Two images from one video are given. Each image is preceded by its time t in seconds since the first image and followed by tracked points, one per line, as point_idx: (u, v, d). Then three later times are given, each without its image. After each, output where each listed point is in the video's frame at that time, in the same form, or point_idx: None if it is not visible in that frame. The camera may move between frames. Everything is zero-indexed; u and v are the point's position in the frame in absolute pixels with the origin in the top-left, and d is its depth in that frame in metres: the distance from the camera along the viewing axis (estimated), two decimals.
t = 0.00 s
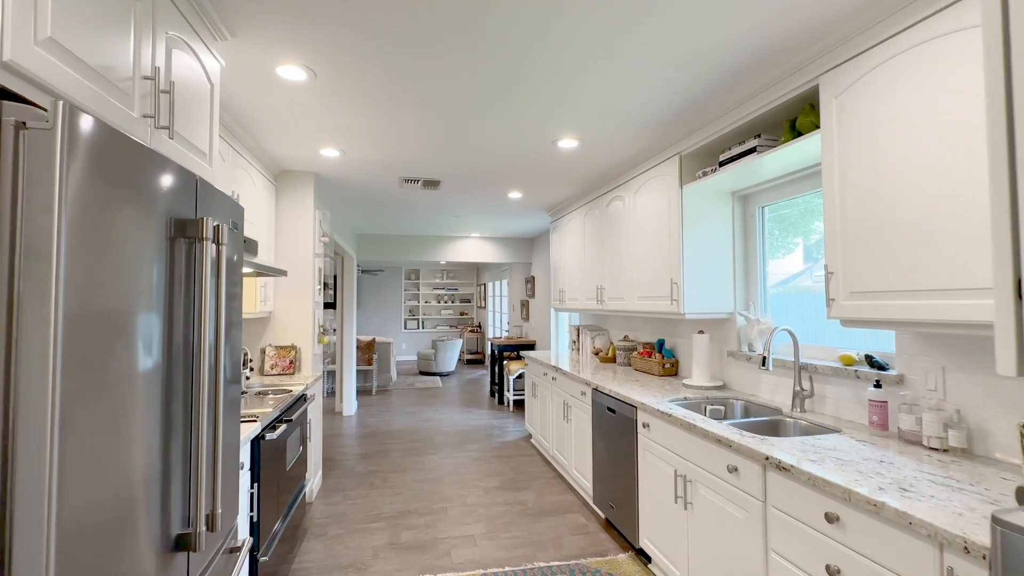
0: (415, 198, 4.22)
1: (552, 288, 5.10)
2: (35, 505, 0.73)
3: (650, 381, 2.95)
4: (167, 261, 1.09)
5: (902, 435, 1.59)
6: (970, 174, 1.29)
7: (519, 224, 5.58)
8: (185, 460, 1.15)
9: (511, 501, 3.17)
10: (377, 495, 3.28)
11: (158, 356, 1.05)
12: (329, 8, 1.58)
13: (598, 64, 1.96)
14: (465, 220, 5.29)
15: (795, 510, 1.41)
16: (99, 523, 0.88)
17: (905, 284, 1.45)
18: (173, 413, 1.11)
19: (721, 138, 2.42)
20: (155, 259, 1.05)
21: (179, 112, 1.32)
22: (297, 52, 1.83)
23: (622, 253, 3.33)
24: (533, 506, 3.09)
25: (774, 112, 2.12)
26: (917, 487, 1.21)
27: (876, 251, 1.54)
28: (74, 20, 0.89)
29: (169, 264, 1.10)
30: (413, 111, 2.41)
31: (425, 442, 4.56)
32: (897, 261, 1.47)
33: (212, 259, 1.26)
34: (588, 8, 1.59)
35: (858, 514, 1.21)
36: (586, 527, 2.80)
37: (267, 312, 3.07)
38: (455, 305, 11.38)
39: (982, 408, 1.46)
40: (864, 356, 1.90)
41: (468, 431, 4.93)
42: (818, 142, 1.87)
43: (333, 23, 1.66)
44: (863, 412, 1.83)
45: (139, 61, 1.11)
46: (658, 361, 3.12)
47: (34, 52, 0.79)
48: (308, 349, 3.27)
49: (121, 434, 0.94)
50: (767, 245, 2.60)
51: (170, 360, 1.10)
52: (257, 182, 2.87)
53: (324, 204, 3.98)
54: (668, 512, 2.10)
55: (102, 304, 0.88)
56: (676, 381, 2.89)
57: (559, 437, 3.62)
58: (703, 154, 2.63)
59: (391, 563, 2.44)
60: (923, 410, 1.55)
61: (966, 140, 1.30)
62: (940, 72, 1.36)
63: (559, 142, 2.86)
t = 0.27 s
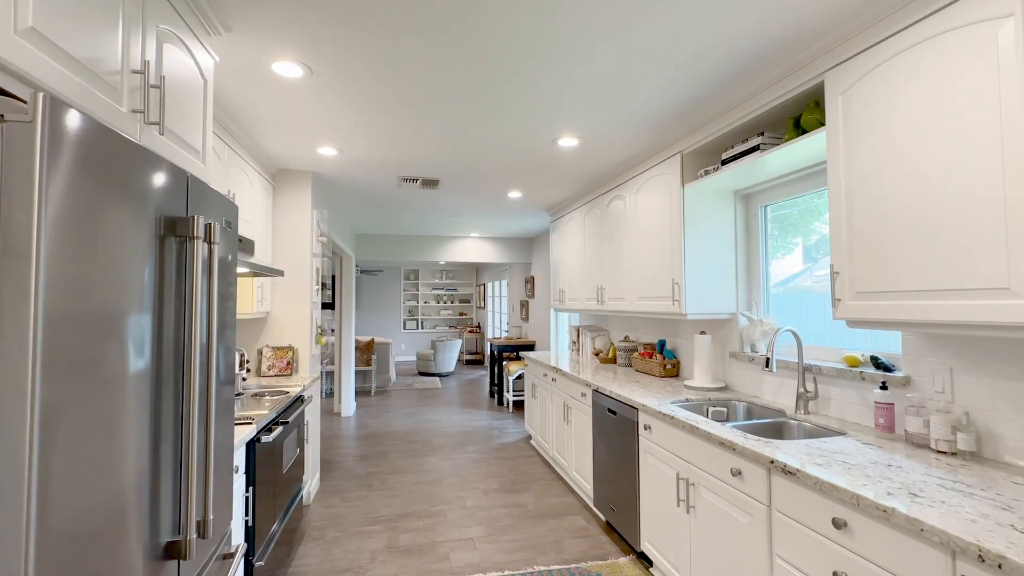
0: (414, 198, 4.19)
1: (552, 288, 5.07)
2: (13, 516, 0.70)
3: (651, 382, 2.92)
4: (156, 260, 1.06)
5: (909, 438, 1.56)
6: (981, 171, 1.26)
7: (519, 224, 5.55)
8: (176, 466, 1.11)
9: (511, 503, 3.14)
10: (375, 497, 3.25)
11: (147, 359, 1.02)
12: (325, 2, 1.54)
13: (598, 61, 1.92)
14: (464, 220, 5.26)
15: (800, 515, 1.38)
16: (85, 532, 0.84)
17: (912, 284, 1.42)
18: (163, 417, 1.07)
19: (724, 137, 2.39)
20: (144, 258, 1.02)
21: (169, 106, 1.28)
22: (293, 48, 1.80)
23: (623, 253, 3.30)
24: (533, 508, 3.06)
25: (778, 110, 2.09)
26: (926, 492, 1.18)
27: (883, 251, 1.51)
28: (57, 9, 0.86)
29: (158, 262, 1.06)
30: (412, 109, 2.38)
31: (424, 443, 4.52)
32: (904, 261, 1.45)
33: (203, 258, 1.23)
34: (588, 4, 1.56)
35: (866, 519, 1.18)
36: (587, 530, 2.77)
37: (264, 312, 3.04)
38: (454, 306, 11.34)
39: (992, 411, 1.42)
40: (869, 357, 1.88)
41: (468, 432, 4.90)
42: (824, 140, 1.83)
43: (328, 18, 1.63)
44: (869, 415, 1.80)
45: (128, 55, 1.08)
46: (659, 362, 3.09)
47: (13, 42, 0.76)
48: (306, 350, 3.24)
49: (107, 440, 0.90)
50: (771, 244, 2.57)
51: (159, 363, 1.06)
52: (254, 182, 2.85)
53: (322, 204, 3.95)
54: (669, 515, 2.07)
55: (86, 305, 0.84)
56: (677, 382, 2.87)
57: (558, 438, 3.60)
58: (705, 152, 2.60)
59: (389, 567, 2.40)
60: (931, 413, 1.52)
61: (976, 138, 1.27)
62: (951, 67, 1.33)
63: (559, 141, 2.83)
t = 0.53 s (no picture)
0: (413, 197, 4.16)
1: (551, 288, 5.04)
2: None
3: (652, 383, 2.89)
4: (143, 258, 1.02)
5: (917, 441, 1.53)
6: (994, 168, 1.23)
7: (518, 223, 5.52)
8: (165, 471, 1.08)
9: (510, 505, 3.10)
10: (373, 499, 3.21)
11: (134, 360, 0.99)
12: None
13: (601, 57, 1.89)
14: (463, 220, 5.23)
15: (807, 519, 1.35)
16: (63, 542, 0.81)
17: (921, 283, 1.39)
18: (151, 421, 1.04)
19: (726, 134, 2.35)
20: (130, 256, 0.98)
21: (158, 101, 1.24)
22: (289, 43, 1.77)
23: (624, 252, 3.27)
24: (532, 510, 3.03)
25: (780, 108, 2.06)
26: (937, 497, 1.15)
27: (891, 249, 1.48)
28: None
29: (146, 261, 1.03)
30: (410, 106, 2.34)
31: (423, 444, 4.49)
32: (912, 260, 1.42)
33: (194, 256, 1.19)
34: None
35: (876, 525, 1.15)
36: (587, 533, 2.74)
37: (260, 312, 3.00)
38: (453, 306, 11.31)
39: (1002, 413, 1.39)
40: (875, 358, 1.85)
41: (467, 433, 4.86)
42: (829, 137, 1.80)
43: (323, 12, 1.59)
44: (874, 416, 1.77)
45: (114, 47, 1.05)
46: (660, 362, 3.05)
47: None
48: (303, 350, 3.20)
49: (90, 446, 0.87)
50: (773, 244, 2.54)
51: (147, 365, 1.02)
52: (250, 180, 2.81)
53: (320, 204, 3.92)
54: (672, 518, 2.04)
55: (64, 305, 0.81)
56: (679, 383, 2.83)
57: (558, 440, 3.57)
58: (707, 150, 2.57)
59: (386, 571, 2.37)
60: (940, 415, 1.48)
61: (989, 133, 1.24)
62: (963, 61, 1.30)
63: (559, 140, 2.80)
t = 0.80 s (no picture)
0: (412, 197, 4.13)
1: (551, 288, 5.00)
2: None
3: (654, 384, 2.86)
4: (131, 256, 0.99)
5: (925, 443, 1.50)
6: (1007, 165, 1.19)
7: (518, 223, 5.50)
8: (154, 477, 1.04)
9: (510, 508, 3.07)
10: (371, 502, 3.18)
11: (122, 362, 0.95)
12: None
13: (604, 52, 1.86)
14: (462, 219, 5.20)
15: (813, 524, 1.32)
16: (46, 552, 0.77)
17: (931, 283, 1.36)
18: (140, 424, 1.00)
19: (729, 132, 2.32)
20: (117, 255, 0.94)
21: (148, 96, 1.21)
22: (285, 38, 1.73)
23: (624, 252, 3.24)
24: (532, 513, 2.99)
25: (784, 104, 2.03)
26: (949, 502, 1.12)
27: (900, 248, 1.44)
28: None
29: (133, 259, 0.99)
30: (410, 104, 2.31)
31: (422, 445, 4.46)
32: (921, 259, 1.39)
33: (185, 254, 1.15)
34: None
35: (886, 531, 1.12)
36: (588, 536, 2.70)
37: (257, 312, 2.97)
38: (453, 306, 11.28)
39: (1013, 415, 1.36)
40: (881, 359, 1.81)
41: (466, 434, 4.83)
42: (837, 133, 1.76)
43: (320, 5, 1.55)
44: (881, 419, 1.74)
45: (101, 39, 1.01)
46: (661, 363, 3.02)
47: None
48: (301, 350, 3.16)
49: (74, 452, 0.83)
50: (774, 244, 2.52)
51: (135, 366, 0.99)
52: (246, 179, 2.78)
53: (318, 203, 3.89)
54: (674, 522, 2.00)
55: (43, 304, 0.77)
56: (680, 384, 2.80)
57: (558, 441, 3.54)
58: (709, 148, 2.54)
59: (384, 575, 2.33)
60: (949, 417, 1.45)
61: (1001, 129, 1.21)
62: (974, 55, 1.27)
63: (559, 138, 2.76)
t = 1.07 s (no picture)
0: (410, 196, 4.10)
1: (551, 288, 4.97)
2: None
3: (655, 385, 2.83)
4: (117, 255, 0.95)
5: (934, 447, 1.47)
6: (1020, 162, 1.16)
7: (518, 223, 5.47)
8: (143, 483, 1.01)
9: (510, 510, 3.04)
10: (369, 504, 3.14)
11: (108, 365, 0.92)
12: None
13: (605, 49, 1.82)
14: (461, 219, 5.17)
15: (821, 530, 1.29)
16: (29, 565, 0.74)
17: (942, 283, 1.32)
18: (127, 430, 0.97)
19: (731, 130, 2.29)
20: (102, 253, 0.91)
21: (137, 91, 1.18)
22: (280, 33, 1.69)
23: (625, 252, 3.21)
24: (532, 516, 2.96)
25: (788, 101, 2.00)
26: (963, 509, 1.09)
27: (910, 248, 1.41)
28: None
29: (120, 258, 0.95)
30: (408, 102, 2.28)
31: (421, 447, 4.42)
32: (930, 259, 1.36)
33: (175, 254, 1.12)
34: None
35: (898, 538, 1.09)
36: (589, 539, 2.67)
37: (254, 312, 2.93)
38: (452, 306, 11.26)
39: None
40: (888, 360, 1.78)
41: (466, 435, 4.80)
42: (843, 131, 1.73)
43: None
44: (888, 421, 1.71)
45: (86, 29, 0.98)
46: (662, 364, 2.99)
47: None
48: (298, 351, 3.13)
49: (58, 459, 0.80)
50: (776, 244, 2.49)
51: (122, 371, 0.95)
52: (242, 177, 2.74)
53: (316, 202, 3.86)
54: (676, 527, 1.97)
55: (24, 305, 0.73)
56: (682, 385, 2.77)
57: (558, 443, 3.50)
58: (712, 147, 2.50)
59: None
60: (958, 420, 1.42)
61: (1015, 125, 1.17)
62: (986, 49, 1.23)
63: (560, 136, 2.73)
